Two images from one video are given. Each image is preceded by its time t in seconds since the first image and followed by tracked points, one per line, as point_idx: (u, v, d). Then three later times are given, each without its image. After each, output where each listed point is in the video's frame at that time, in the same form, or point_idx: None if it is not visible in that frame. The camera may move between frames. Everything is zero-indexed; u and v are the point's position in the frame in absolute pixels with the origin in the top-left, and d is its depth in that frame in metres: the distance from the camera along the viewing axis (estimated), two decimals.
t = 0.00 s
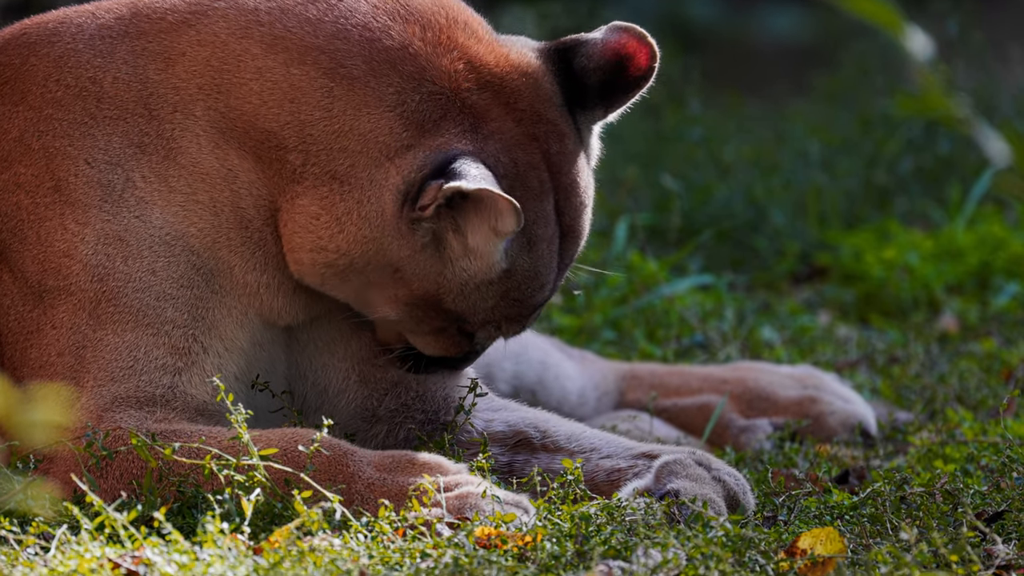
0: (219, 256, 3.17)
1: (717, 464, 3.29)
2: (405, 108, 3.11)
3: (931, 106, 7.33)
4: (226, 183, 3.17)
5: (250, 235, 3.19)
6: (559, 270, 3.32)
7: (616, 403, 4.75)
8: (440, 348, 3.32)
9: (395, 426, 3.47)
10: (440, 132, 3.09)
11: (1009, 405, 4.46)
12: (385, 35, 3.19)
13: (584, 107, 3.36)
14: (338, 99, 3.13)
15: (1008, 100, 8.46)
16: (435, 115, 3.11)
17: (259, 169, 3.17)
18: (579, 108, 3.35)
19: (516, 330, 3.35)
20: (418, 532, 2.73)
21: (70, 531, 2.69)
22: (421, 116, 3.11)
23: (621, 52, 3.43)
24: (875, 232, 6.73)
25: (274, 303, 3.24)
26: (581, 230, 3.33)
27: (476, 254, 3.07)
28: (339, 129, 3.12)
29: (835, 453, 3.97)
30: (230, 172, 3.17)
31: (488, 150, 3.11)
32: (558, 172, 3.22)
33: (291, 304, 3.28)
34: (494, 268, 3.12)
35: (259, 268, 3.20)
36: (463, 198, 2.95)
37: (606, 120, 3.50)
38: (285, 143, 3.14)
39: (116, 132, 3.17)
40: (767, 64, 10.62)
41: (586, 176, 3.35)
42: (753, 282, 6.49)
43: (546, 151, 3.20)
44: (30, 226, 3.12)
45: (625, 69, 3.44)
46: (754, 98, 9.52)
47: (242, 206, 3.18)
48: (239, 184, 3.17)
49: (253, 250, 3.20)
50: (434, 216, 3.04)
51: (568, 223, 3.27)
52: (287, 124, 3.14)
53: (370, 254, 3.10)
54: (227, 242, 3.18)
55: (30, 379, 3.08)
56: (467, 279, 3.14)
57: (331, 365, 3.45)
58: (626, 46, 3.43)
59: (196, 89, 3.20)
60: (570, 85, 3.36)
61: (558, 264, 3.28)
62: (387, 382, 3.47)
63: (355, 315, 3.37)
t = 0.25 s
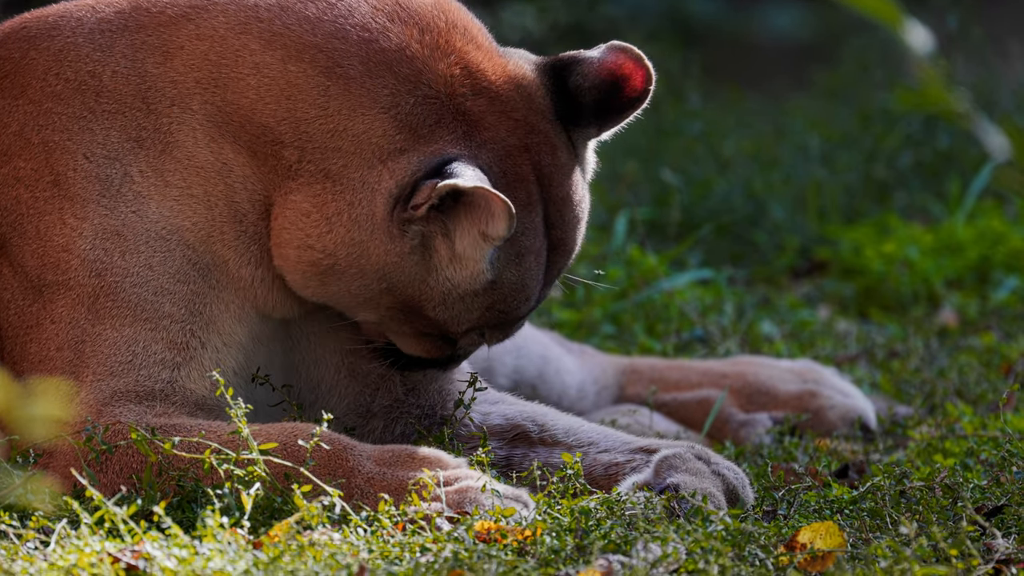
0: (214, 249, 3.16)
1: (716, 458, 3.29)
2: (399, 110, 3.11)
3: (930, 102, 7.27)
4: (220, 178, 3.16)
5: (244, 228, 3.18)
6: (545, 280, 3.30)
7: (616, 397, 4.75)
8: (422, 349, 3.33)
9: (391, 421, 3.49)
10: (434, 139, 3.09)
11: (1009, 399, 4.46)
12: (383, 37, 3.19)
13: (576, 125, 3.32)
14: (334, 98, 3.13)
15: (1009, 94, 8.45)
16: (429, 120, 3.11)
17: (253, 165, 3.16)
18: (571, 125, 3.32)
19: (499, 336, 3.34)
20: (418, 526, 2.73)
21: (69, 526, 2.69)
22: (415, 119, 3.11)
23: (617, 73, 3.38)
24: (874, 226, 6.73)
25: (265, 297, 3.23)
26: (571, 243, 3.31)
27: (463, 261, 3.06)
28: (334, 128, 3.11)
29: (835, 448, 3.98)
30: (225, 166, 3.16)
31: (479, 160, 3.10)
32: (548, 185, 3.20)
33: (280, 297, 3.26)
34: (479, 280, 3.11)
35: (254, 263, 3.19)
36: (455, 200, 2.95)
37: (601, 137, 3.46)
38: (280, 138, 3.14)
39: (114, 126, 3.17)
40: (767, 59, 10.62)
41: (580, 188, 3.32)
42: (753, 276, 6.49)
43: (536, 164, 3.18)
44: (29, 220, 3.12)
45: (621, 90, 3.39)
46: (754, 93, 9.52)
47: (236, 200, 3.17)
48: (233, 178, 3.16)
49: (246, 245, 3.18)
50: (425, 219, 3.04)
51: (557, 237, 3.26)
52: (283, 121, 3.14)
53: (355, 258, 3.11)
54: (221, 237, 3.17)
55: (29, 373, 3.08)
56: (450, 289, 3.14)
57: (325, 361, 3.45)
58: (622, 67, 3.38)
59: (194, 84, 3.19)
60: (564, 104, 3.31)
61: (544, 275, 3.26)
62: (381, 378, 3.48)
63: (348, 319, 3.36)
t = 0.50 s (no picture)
0: (213, 246, 3.17)
1: (715, 452, 3.29)
2: (393, 110, 3.09)
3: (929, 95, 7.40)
4: (216, 177, 3.16)
5: (241, 229, 3.18)
6: (544, 274, 3.25)
7: (615, 391, 4.75)
8: (422, 346, 3.31)
9: (391, 416, 3.49)
10: (426, 137, 3.07)
11: (1008, 394, 4.46)
12: (377, 36, 3.16)
13: (574, 112, 3.29)
14: (328, 97, 3.11)
15: (1008, 89, 8.45)
16: (423, 119, 3.09)
17: (249, 164, 3.16)
18: (569, 112, 3.29)
19: (499, 332, 3.29)
20: (417, 520, 2.73)
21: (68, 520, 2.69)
22: (409, 119, 3.09)
23: (614, 58, 3.34)
24: (873, 221, 6.72)
25: (264, 296, 3.24)
26: (569, 235, 3.28)
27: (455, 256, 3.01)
28: (328, 128, 3.10)
29: (834, 442, 3.98)
30: (220, 166, 3.16)
31: (470, 159, 3.07)
32: (545, 178, 3.16)
33: (280, 296, 3.27)
34: (473, 270, 3.05)
35: (252, 262, 3.20)
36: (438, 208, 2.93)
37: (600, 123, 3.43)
38: (275, 138, 3.13)
39: (110, 122, 3.17)
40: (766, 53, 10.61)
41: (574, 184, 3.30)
42: (752, 271, 6.48)
43: (533, 159, 3.15)
44: (26, 216, 3.13)
45: (618, 74, 3.36)
46: (753, 87, 9.52)
47: (232, 200, 3.17)
48: (228, 178, 3.17)
49: (243, 243, 3.18)
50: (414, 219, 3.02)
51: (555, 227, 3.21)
52: (277, 120, 3.13)
53: (353, 255, 3.12)
54: (219, 236, 3.17)
55: (28, 368, 3.08)
56: (447, 280, 3.09)
57: (326, 356, 3.45)
58: (620, 52, 3.34)
59: (189, 82, 3.18)
60: (562, 91, 3.29)
61: (543, 269, 3.21)
62: (381, 373, 3.47)
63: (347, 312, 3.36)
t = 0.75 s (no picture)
0: (213, 240, 3.16)
1: (715, 447, 3.29)
2: (394, 107, 3.07)
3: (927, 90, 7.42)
4: (217, 174, 3.16)
5: (242, 225, 3.18)
6: (548, 269, 3.25)
7: (614, 386, 4.76)
8: (430, 343, 3.29)
9: (391, 412, 3.50)
10: (428, 133, 3.04)
11: (1007, 388, 4.46)
12: (377, 33, 3.14)
13: (575, 107, 3.29)
14: (329, 95, 3.09)
15: (1007, 84, 8.45)
16: (424, 115, 3.07)
17: (250, 161, 3.15)
18: (569, 107, 3.28)
19: (503, 328, 3.29)
20: (417, 515, 2.72)
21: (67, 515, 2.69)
22: (411, 115, 3.07)
23: (615, 54, 3.34)
24: (872, 215, 6.72)
25: (265, 294, 3.24)
26: (571, 230, 3.27)
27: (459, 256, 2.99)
28: (329, 126, 3.08)
29: (833, 437, 3.98)
30: (222, 163, 3.15)
31: (473, 154, 3.05)
32: (546, 174, 3.15)
33: (282, 295, 3.26)
34: (478, 270, 3.05)
35: (251, 259, 3.19)
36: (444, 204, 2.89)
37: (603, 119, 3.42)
38: (276, 137, 3.11)
39: (110, 117, 3.16)
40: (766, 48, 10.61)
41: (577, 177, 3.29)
42: (751, 266, 6.43)
43: (534, 154, 3.14)
44: (26, 210, 3.13)
45: (619, 70, 3.35)
46: (753, 82, 9.52)
47: (233, 196, 3.16)
48: (230, 175, 3.16)
49: (243, 239, 3.18)
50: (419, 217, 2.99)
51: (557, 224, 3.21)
52: (279, 119, 3.11)
53: (358, 253, 3.10)
54: (219, 232, 3.17)
55: (27, 362, 3.08)
56: (452, 279, 3.08)
57: (325, 351, 3.45)
58: (620, 48, 3.33)
59: (190, 79, 3.17)
60: (562, 87, 3.29)
61: (545, 264, 3.21)
62: (382, 369, 3.47)
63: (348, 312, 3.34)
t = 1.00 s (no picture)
0: (212, 236, 3.16)
1: (714, 442, 3.29)
2: (397, 103, 3.08)
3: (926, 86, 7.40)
4: (218, 169, 3.15)
5: (241, 218, 3.17)
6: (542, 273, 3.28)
7: (613, 381, 4.76)
8: (420, 343, 3.31)
9: (388, 408, 3.52)
10: (432, 133, 3.06)
11: (1006, 384, 4.46)
12: (381, 30, 3.15)
13: (574, 118, 3.29)
14: (332, 91, 3.10)
15: (1007, 79, 8.45)
16: (426, 113, 3.08)
17: (252, 156, 3.15)
18: (569, 119, 3.29)
19: (497, 329, 3.32)
20: (417, 511, 2.73)
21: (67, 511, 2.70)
22: (414, 112, 3.07)
23: (616, 69, 3.34)
24: (871, 210, 6.72)
25: (263, 288, 3.23)
26: (570, 237, 3.29)
27: (459, 253, 3.02)
28: (332, 121, 3.08)
29: (832, 432, 3.98)
30: (223, 157, 3.15)
31: (477, 152, 3.08)
32: (545, 178, 3.17)
33: (280, 290, 3.26)
34: (475, 272, 3.07)
35: (249, 255, 3.19)
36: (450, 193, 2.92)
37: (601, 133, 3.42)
38: (279, 130, 3.11)
39: (111, 112, 3.16)
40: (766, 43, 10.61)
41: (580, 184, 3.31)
42: (750, 260, 6.46)
43: (533, 157, 3.16)
44: (27, 205, 3.12)
45: (619, 86, 3.35)
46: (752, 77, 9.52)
47: (234, 189, 3.16)
48: (231, 169, 3.15)
49: (243, 235, 3.17)
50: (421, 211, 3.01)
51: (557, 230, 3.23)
52: (281, 113, 3.11)
53: (351, 250, 3.09)
54: (216, 227, 3.16)
55: (27, 358, 3.08)
56: (446, 282, 3.11)
57: (321, 351, 3.44)
58: (621, 63, 3.34)
59: (192, 73, 3.16)
60: (562, 99, 3.28)
61: (542, 269, 3.24)
62: (378, 366, 3.49)
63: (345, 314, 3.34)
